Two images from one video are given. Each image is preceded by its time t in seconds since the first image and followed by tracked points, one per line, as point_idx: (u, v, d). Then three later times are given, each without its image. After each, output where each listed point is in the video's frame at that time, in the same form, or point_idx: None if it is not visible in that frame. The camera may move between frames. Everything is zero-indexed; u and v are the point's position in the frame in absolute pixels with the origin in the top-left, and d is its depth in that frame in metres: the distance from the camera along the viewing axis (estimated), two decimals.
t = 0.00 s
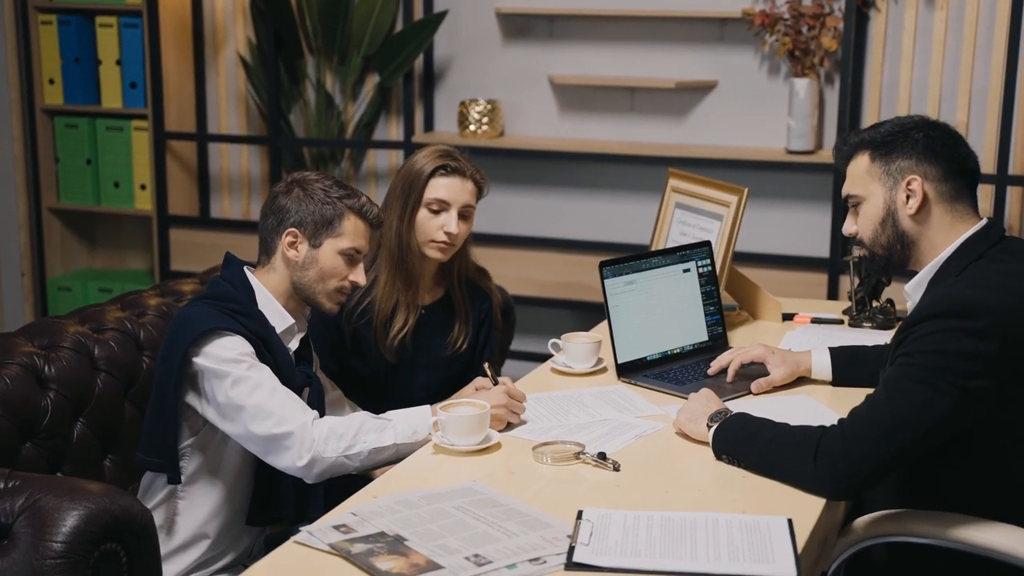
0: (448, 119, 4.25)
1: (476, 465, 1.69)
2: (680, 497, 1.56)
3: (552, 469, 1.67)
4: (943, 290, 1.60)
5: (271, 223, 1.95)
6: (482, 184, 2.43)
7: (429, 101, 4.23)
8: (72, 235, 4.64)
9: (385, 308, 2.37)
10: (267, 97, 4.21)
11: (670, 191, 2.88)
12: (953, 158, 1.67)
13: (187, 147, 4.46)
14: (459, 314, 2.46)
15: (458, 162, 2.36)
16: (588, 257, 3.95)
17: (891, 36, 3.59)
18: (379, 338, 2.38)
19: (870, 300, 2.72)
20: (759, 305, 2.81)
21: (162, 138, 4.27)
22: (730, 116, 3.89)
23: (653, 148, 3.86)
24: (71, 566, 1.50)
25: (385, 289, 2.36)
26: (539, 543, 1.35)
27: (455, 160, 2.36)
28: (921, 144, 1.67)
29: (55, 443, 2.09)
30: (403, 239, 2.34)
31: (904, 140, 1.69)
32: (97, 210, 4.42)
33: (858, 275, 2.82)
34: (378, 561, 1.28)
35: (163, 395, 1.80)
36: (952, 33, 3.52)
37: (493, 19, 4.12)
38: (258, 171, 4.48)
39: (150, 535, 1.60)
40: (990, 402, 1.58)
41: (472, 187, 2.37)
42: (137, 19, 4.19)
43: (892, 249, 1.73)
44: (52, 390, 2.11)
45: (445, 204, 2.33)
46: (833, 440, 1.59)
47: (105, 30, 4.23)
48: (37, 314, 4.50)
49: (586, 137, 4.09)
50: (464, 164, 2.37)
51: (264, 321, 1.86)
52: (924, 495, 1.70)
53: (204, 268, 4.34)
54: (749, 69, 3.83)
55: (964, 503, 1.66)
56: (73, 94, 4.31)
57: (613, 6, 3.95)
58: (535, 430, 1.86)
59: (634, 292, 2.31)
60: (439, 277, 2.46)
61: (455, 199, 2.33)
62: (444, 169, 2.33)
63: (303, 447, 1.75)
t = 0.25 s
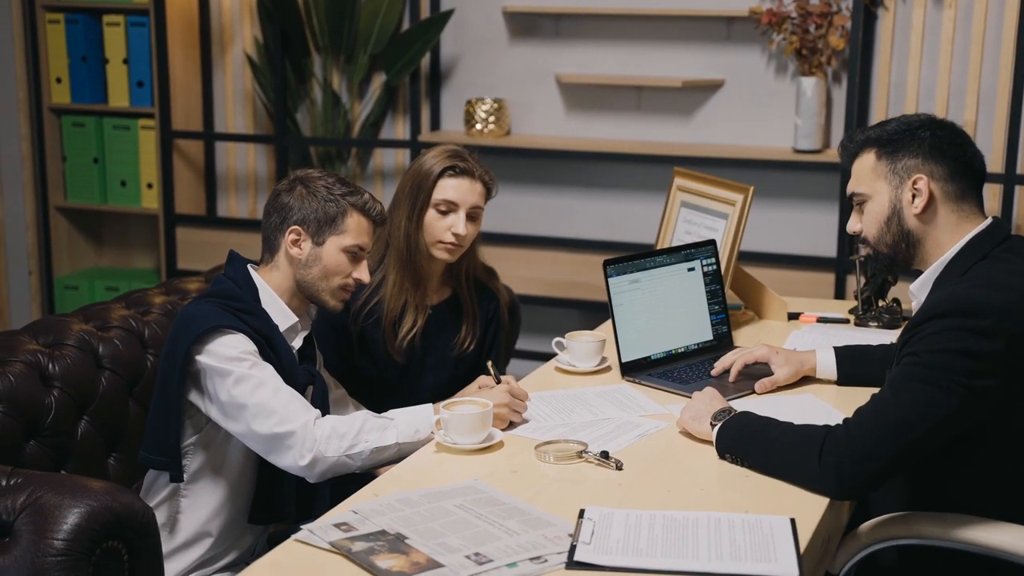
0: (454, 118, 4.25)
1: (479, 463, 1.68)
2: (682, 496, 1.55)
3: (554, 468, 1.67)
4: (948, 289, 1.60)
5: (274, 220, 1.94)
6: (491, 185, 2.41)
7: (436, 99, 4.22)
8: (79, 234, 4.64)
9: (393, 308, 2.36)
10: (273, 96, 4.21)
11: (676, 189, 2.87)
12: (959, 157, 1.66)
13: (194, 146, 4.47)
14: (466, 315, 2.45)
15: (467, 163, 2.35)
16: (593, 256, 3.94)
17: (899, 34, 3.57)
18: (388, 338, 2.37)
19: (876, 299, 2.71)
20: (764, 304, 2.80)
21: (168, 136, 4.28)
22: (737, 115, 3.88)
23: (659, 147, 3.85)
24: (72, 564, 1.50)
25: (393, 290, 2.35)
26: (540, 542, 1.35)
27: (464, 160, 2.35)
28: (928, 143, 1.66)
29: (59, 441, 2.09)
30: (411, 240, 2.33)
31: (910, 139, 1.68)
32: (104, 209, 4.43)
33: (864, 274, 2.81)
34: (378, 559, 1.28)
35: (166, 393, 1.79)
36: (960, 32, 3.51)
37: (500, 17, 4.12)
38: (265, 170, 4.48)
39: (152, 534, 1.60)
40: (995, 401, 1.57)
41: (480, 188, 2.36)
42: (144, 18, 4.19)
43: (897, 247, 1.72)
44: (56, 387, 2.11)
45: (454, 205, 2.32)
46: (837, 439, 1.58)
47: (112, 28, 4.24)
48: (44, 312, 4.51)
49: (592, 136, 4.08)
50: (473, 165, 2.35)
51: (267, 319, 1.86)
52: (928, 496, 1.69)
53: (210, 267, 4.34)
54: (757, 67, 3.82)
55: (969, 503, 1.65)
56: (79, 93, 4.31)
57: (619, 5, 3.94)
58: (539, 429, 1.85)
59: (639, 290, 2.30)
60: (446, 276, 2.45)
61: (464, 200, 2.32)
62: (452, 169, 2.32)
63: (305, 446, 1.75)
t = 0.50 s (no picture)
0: (460, 116, 4.24)
1: (482, 461, 1.68)
2: (686, 495, 1.54)
3: (557, 466, 1.66)
4: (954, 287, 1.59)
5: (277, 218, 1.94)
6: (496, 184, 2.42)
7: (442, 97, 4.22)
8: (86, 232, 4.64)
9: (396, 305, 2.36)
10: (279, 94, 4.21)
11: (682, 187, 2.86)
12: (967, 154, 1.64)
13: (201, 144, 4.47)
14: (470, 313, 2.45)
15: (472, 161, 2.35)
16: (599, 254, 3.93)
17: (907, 32, 3.56)
18: (392, 335, 2.37)
19: (882, 297, 2.70)
20: (770, 302, 2.79)
21: (175, 135, 4.28)
22: (743, 113, 3.87)
23: (666, 145, 3.84)
24: (74, 561, 1.49)
25: (397, 286, 2.36)
26: (542, 540, 1.34)
27: (470, 159, 2.35)
28: (936, 139, 1.65)
29: (63, 439, 2.09)
30: (415, 238, 2.34)
31: (918, 136, 1.67)
32: (110, 207, 4.43)
33: (870, 273, 2.79)
34: (380, 557, 1.27)
35: (169, 391, 1.79)
36: (968, 30, 3.49)
37: (506, 15, 4.11)
38: (271, 169, 4.49)
39: (154, 531, 1.60)
40: (1002, 399, 1.56)
41: (485, 186, 2.36)
42: (150, 16, 4.19)
43: (903, 245, 1.72)
44: (60, 385, 2.11)
45: (458, 203, 2.32)
46: (841, 437, 1.57)
47: (118, 26, 4.24)
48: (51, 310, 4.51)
49: (598, 134, 4.07)
50: (477, 163, 2.36)
51: (270, 316, 1.85)
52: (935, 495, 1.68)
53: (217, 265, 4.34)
54: (763, 65, 3.81)
55: (975, 502, 1.63)
56: (86, 91, 4.31)
57: (625, 3, 3.93)
58: (542, 427, 1.85)
59: (643, 288, 2.29)
60: (451, 275, 2.45)
61: (468, 198, 2.32)
62: (457, 168, 2.33)
63: (308, 444, 1.75)
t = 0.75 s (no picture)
0: (465, 114, 4.24)
1: (483, 459, 1.67)
2: (688, 493, 1.54)
3: (559, 463, 1.65)
4: (956, 284, 1.58)
5: (278, 215, 1.93)
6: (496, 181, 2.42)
7: (446, 96, 4.21)
8: (91, 230, 4.65)
9: (396, 302, 2.36)
10: (284, 92, 4.21)
11: (686, 185, 2.85)
12: (971, 152, 1.64)
13: (206, 143, 4.47)
14: (471, 309, 2.44)
15: (472, 157, 2.35)
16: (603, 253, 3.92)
17: (913, 31, 3.55)
18: (392, 332, 2.37)
19: (887, 296, 2.69)
20: (774, 301, 2.78)
21: (180, 133, 4.28)
22: (748, 112, 3.86)
23: (670, 144, 3.83)
24: (74, 558, 1.49)
25: (398, 283, 2.36)
26: (543, 537, 1.34)
27: (470, 155, 2.35)
28: (939, 137, 1.64)
29: (66, 436, 2.09)
30: (416, 235, 2.34)
31: (922, 133, 1.66)
32: (115, 205, 4.43)
33: (875, 271, 2.79)
34: (379, 554, 1.27)
35: (170, 388, 1.79)
36: (974, 28, 3.48)
37: (510, 14, 4.10)
38: (275, 167, 4.49)
39: (154, 528, 1.60)
40: (1007, 397, 1.55)
41: (485, 183, 2.37)
42: (155, 14, 4.18)
43: (906, 243, 1.71)
44: (62, 382, 2.11)
45: (459, 200, 2.33)
46: (844, 435, 1.57)
47: (123, 25, 4.23)
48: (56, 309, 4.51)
49: (603, 133, 4.07)
50: (478, 159, 2.36)
51: (272, 313, 1.85)
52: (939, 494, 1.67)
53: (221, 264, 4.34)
54: (769, 64, 3.80)
55: (979, 501, 1.63)
56: (91, 89, 4.31)
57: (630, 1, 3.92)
58: (544, 425, 1.84)
59: (646, 286, 2.29)
60: (451, 271, 2.45)
61: (469, 195, 2.33)
62: (458, 164, 2.33)
63: (310, 441, 1.74)
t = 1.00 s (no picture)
0: (468, 113, 4.24)
1: (485, 458, 1.67)
2: (690, 493, 1.53)
3: (560, 463, 1.65)
4: (957, 283, 1.57)
5: (280, 214, 1.93)
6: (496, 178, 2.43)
7: (450, 95, 4.21)
8: (95, 229, 4.65)
9: (396, 299, 2.36)
10: (288, 92, 4.21)
11: (689, 184, 2.85)
12: (974, 150, 1.63)
13: (210, 142, 4.47)
14: (471, 307, 2.44)
15: (472, 155, 2.36)
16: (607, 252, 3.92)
17: (918, 30, 3.54)
18: (392, 330, 2.37)
19: (890, 295, 2.68)
20: (777, 301, 2.78)
21: (184, 132, 4.27)
22: (752, 111, 3.85)
23: (674, 143, 3.82)
24: (75, 556, 1.49)
25: (397, 281, 2.36)
26: (543, 537, 1.34)
27: (469, 153, 2.36)
28: (942, 136, 1.64)
29: (68, 435, 2.09)
30: (415, 233, 2.34)
31: (925, 132, 1.65)
32: (119, 204, 4.43)
33: (878, 271, 2.78)
34: (379, 553, 1.27)
35: (171, 386, 1.79)
36: (979, 27, 3.47)
37: (514, 13, 4.10)
38: (279, 166, 4.49)
39: (156, 527, 1.60)
40: (1008, 396, 1.54)
41: (485, 180, 2.37)
42: (160, 13, 4.18)
43: (909, 242, 1.70)
44: (65, 381, 2.11)
45: (458, 197, 2.33)
46: (846, 434, 1.56)
47: (127, 24, 4.23)
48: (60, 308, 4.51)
49: (606, 132, 4.06)
50: (477, 157, 2.37)
51: (274, 312, 1.85)
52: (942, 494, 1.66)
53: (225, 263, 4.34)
54: (773, 63, 3.79)
55: (982, 502, 1.62)
56: (95, 89, 4.31)
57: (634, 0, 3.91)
58: (546, 424, 1.84)
59: (649, 286, 2.28)
60: (452, 269, 2.45)
61: (468, 192, 2.33)
62: (457, 161, 2.34)
63: (312, 440, 1.74)
